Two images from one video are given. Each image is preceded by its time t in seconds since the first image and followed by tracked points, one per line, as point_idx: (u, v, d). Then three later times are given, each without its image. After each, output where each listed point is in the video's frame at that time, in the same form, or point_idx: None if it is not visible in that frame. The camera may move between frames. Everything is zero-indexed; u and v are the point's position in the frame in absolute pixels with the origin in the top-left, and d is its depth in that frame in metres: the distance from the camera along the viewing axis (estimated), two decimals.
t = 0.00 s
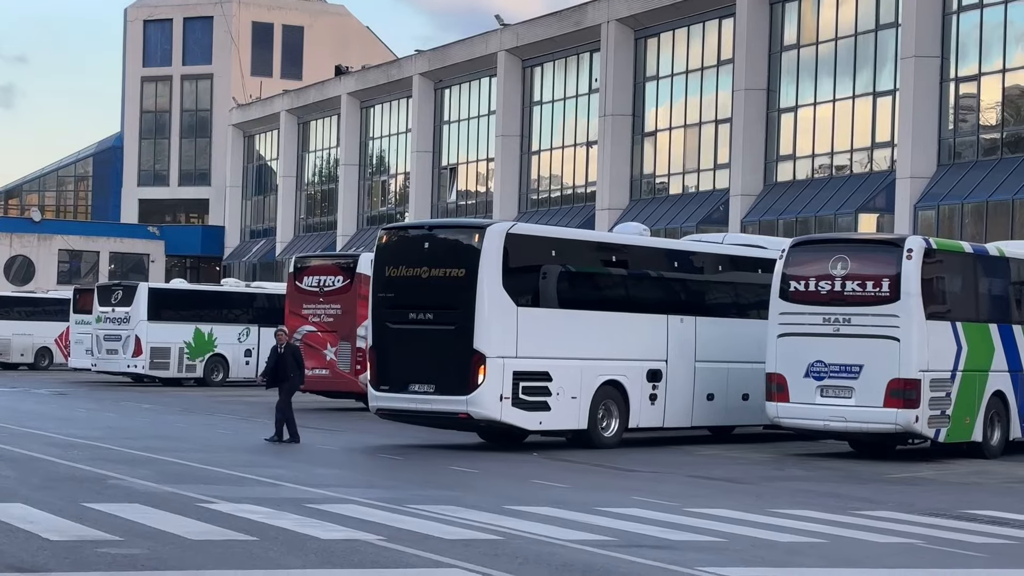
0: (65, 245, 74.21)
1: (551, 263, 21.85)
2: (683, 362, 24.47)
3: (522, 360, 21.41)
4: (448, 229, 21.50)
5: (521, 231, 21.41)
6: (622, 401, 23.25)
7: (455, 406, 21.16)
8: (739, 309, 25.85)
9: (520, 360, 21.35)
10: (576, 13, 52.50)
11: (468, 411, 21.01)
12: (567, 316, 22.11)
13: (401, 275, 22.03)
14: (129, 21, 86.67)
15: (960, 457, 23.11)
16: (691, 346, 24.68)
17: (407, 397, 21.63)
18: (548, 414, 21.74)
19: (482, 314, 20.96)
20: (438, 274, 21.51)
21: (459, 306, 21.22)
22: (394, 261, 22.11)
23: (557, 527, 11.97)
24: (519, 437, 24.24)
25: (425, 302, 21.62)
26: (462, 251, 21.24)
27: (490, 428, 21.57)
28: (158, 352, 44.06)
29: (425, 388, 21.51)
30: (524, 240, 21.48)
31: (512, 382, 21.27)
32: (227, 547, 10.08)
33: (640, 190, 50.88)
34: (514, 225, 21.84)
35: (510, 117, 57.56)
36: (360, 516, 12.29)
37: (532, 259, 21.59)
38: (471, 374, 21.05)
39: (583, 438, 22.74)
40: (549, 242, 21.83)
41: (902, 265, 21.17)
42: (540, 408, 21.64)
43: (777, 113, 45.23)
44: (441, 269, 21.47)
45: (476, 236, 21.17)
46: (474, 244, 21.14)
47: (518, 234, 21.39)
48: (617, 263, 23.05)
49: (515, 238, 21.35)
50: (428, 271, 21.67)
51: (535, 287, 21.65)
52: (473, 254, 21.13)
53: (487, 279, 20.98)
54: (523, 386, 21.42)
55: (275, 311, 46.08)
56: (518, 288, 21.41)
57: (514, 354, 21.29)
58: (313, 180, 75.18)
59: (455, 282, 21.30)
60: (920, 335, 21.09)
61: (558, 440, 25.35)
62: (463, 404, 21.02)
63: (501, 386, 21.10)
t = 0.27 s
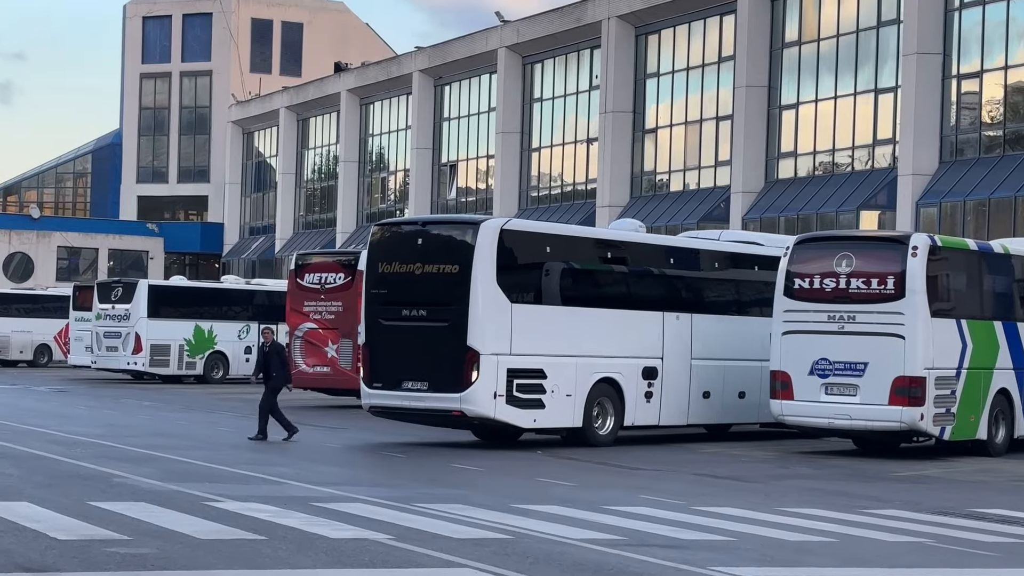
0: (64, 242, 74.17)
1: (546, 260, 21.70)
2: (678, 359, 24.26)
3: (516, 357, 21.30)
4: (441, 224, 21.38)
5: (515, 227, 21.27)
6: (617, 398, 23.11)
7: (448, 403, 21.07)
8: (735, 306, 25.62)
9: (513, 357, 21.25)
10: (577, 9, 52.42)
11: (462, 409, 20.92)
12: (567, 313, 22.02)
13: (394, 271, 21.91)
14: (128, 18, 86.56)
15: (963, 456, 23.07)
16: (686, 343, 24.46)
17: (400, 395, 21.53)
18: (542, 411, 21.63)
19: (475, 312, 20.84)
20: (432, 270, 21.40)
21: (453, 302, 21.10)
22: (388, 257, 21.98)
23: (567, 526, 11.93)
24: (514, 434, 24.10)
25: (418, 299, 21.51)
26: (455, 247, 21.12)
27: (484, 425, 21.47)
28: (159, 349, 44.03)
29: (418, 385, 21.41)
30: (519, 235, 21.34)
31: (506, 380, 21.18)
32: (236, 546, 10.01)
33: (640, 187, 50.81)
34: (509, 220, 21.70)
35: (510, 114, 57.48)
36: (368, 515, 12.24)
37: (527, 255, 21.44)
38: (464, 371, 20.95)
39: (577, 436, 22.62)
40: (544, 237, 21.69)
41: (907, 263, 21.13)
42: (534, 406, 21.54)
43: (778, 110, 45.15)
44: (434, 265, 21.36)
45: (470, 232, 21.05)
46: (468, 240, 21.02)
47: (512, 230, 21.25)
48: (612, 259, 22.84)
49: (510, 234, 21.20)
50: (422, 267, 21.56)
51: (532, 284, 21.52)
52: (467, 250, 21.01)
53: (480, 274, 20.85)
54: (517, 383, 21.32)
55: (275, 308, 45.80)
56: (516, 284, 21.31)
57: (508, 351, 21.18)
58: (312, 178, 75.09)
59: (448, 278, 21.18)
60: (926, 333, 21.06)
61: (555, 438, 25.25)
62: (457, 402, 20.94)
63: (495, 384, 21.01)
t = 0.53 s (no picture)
0: (64, 238, 74.18)
1: (543, 257, 21.58)
2: (675, 357, 24.04)
3: (511, 355, 21.15)
4: (437, 220, 21.22)
5: (512, 223, 21.15)
6: (613, 396, 22.91)
7: (443, 401, 20.92)
8: (732, 303, 25.41)
9: (509, 354, 21.10)
10: (578, 6, 52.35)
11: (456, 407, 20.78)
12: (570, 309, 21.98)
13: (388, 267, 21.71)
14: (128, 15, 86.49)
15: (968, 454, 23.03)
16: (683, 341, 24.23)
17: (394, 392, 21.39)
18: (538, 409, 21.47)
19: (471, 309, 20.73)
20: (427, 266, 21.24)
21: (449, 300, 20.97)
22: (381, 253, 21.78)
23: (576, 525, 11.87)
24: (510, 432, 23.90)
25: (414, 295, 21.35)
26: (451, 244, 20.98)
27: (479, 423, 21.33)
28: (160, 347, 43.97)
29: (413, 382, 21.27)
30: (518, 232, 21.22)
31: (501, 377, 21.04)
32: (247, 545, 9.96)
33: (642, 184, 50.76)
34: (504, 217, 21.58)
35: (511, 111, 57.41)
36: (377, 514, 12.17)
37: (524, 252, 21.31)
38: (459, 369, 20.83)
39: (574, 434, 22.44)
40: (541, 234, 21.56)
41: (913, 260, 21.06)
42: (530, 404, 21.38)
43: (780, 106, 45.09)
44: (430, 261, 21.20)
45: (466, 228, 20.93)
46: (464, 236, 20.90)
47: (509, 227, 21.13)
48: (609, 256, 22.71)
49: (507, 231, 21.08)
50: (417, 264, 21.39)
51: (531, 281, 21.44)
52: (463, 247, 20.88)
53: (477, 271, 20.73)
54: (512, 381, 21.17)
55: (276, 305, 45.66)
56: (520, 280, 21.28)
57: (504, 349, 21.03)
58: (313, 175, 75.02)
59: (444, 275, 21.04)
60: (932, 331, 21.00)
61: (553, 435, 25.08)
62: (451, 400, 20.78)
63: (490, 381, 20.87)
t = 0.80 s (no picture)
0: (63, 236, 74.08)
1: (536, 253, 21.42)
2: (669, 354, 23.81)
3: (503, 353, 20.98)
4: (429, 216, 21.05)
5: (503, 220, 21.02)
6: (607, 393, 22.70)
7: (434, 399, 20.71)
8: (732, 300, 25.28)
9: (501, 352, 20.94)
10: (578, 3, 52.29)
11: (448, 406, 20.57)
12: (570, 306, 21.94)
13: (380, 264, 21.50)
14: (127, 12, 86.34)
15: (973, 451, 22.98)
16: (678, 338, 23.99)
17: (385, 390, 21.18)
18: (530, 407, 21.28)
19: (462, 306, 20.55)
20: (418, 263, 21.05)
21: (441, 297, 20.79)
22: (373, 250, 21.58)
23: (582, 523, 11.80)
24: (503, 429, 23.68)
25: (405, 293, 21.14)
26: (443, 240, 20.82)
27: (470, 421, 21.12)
28: (159, 344, 43.87)
29: (404, 380, 21.05)
30: (511, 229, 21.10)
31: (493, 375, 20.86)
32: (252, 543, 9.89)
33: (642, 182, 50.72)
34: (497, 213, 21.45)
35: (510, 109, 57.33)
36: (382, 512, 12.11)
37: (516, 249, 21.16)
38: (451, 367, 20.64)
39: (566, 433, 22.24)
40: (533, 230, 21.42)
41: (917, 257, 21.03)
42: (522, 402, 21.20)
43: (781, 104, 45.05)
44: (421, 258, 21.01)
45: (458, 224, 20.78)
46: (456, 232, 20.74)
47: (501, 223, 21.00)
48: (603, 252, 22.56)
49: (499, 228, 20.95)
50: (408, 261, 21.19)
51: (526, 278, 21.30)
52: (455, 243, 20.72)
53: (469, 267, 20.58)
54: (504, 379, 20.99)
55: (276, 302, 45.55)
56: (521, 277, 21.23)
57: (495, 347, 20.86)
58: (311, 173, 74.96)
59: (436, 271, 20.85)
60: (934, 328, 20.97)
61: (549, 433, 24.91)
62: (443, 398, 20.59)
63: (482, 379, 20.69)
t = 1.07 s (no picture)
0: (63, 233, 74.01)
1: (528, 249, 21.22)
2: (665, 351, 23.60)
3: (496, 349, 20.79)
4: (421, 211, 20.84)
5: (495, 214, 20.82)
6: (601, 390, 22.51)
7: (427, 396, 20.52)
8: (734, 298, 25.14)
9: (494, 348, 20.75)
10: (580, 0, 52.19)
11: (441, 402, 20.38)
12: (570, 303, 21.83)
13: (371, 259, 21.29)
14: (127, 10, 86.22)
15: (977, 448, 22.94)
16: (673, 334, 23.78)
17: (378, 386, 20.96)
18: (524, 404, 21.10)
19: (454, 302, 20.32)
20: (410, 258, 20.83)
21: (433, 292, 20.57)
22: (364, 246, 21.36)
23: (589, 520, 11.73)
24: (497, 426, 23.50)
25: (397, 288, 20.92)
26: (435, 235, 20.59)
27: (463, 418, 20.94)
28: (160, 342, 43.82)
29: (397, 376, 20.84)
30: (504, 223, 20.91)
31: (487, 371, 20.68)
32: (259, 540, 9.82)
33: (644, 179, 50.63)
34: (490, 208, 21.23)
35: (511, 106, 57.24)
36: (388, 509, 12.04)
37: (509, 243, 20.95)
38: (443, 363, 20.42)
39: (561, 430, 22.06)
40: (526, 225, 21.23)
41: (922, 254, 20.98)
42: (516, 399, 21.02)
43: (783, 101, 45.00)
44: (413, 253, 20.79)
45: (449, 219, 20.55)
46: (447, 227, 20.52)
47: (493, 218, 20.80)
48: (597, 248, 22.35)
49: (491, 222, 20.75)
50: (400, 256, 20.98)
51: (520, 274, 21.11)
52: (447, 238, 20.49)
53: (461, 262, 20.34)
54: (497, 375, 20.81)
55: (277, 300, 45.22)
56: (523, 276, 21.15)
57: (489, 343, 20.68)
58: (312, 170, 74.87)
59: (427, 267, 20.63)
60: (940, 325, 20.90)
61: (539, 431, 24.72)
62: (436, 395, 20.39)
63: (475, 375, 20.50)
